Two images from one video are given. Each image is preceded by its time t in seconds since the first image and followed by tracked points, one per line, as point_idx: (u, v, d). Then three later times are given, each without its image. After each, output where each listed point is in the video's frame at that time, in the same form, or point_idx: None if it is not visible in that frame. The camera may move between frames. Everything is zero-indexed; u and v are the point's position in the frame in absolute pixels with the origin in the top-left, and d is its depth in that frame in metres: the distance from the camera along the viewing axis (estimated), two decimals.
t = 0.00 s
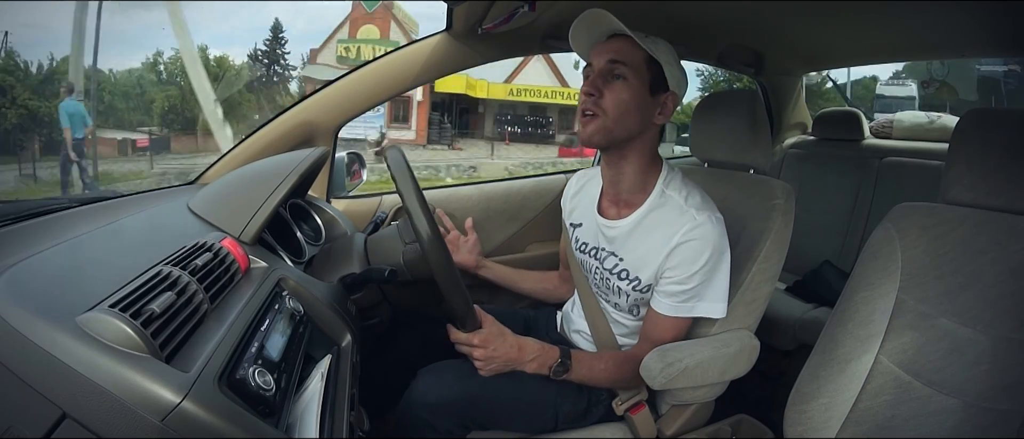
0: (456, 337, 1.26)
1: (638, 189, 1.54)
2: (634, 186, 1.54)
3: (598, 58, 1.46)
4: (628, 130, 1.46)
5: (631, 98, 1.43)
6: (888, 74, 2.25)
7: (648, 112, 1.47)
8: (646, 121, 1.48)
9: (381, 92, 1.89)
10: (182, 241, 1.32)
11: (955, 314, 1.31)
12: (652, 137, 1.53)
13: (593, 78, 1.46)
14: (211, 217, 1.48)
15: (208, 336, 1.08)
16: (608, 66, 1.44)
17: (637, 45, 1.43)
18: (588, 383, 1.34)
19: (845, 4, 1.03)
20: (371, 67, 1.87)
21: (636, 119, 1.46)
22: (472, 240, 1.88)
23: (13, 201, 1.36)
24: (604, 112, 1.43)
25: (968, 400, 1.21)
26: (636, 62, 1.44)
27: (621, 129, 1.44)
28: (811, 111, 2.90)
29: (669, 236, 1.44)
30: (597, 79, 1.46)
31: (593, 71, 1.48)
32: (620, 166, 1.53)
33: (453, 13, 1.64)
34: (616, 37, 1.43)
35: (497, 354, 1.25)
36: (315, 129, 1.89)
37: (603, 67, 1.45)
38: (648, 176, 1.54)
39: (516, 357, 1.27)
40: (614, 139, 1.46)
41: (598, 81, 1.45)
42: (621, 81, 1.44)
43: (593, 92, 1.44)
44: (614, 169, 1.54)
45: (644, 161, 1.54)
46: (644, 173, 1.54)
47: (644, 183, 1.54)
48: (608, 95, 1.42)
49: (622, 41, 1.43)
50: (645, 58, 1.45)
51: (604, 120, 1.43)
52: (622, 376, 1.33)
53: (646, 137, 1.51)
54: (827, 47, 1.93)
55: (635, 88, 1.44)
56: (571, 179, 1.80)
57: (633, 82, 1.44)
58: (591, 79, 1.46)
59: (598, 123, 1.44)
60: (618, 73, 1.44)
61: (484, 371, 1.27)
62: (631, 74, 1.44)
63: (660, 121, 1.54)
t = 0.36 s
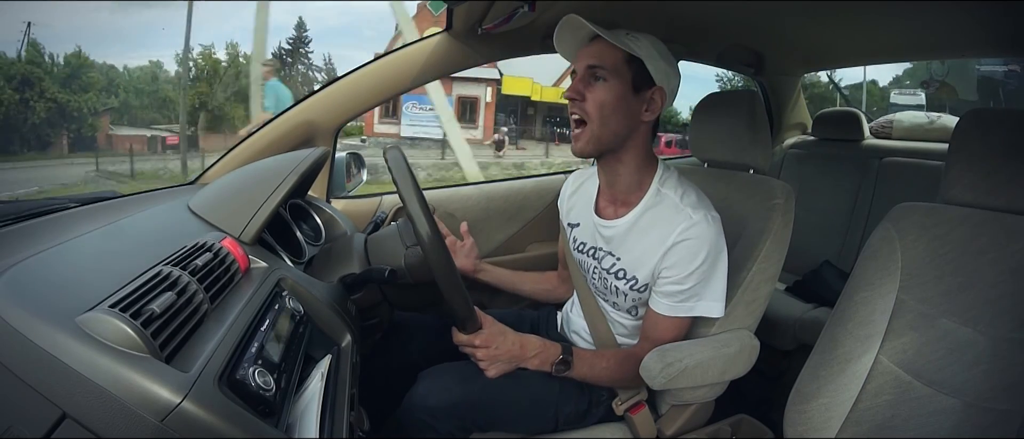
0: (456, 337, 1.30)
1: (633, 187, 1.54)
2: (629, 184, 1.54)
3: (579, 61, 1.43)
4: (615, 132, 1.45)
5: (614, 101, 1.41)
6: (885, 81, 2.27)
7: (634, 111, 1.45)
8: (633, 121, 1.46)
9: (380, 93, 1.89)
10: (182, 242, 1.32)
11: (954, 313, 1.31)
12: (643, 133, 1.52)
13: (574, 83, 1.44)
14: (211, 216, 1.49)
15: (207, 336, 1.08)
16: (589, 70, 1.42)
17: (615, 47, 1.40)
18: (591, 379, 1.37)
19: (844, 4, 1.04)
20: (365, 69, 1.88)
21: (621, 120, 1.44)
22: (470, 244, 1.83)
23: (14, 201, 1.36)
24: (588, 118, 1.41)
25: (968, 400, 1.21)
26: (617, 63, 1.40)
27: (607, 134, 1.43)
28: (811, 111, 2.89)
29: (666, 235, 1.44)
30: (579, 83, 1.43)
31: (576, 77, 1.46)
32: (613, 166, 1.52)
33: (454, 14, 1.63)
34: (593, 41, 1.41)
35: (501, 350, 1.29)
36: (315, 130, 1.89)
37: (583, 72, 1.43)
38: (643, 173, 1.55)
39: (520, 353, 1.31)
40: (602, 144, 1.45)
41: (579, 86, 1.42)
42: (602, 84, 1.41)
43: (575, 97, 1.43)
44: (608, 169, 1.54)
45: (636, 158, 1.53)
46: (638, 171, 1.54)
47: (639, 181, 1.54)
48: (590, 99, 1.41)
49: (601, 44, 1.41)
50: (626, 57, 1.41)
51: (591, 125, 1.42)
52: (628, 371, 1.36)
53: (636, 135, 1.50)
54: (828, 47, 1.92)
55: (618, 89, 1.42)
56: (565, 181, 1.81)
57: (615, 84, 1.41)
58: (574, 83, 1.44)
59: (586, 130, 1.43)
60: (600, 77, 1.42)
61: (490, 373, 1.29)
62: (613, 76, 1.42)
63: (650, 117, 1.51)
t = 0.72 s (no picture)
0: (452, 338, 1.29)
1: (644, 185, 1.54)
2: (640, 182, 1.55)
3: (597, 67, 1.46)
4: (634, 135, 1.48)
5: (632, 106, 1.44)
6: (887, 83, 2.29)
7: (651, 115, 1.48)
8: (650, 124, 1.50)
9: (381, 92, 1.89)
10: (182, 242, 1.32)
11: (954, 313, 1.31)
12: (659, 135, 1.55)
13: (593, 89, 1.47)
14: (210, 216, 1.48)
15: (208, 336, 1.08)
16: (607, 76, 1.45)
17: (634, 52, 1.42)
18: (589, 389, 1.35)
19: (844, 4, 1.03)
20: (370, 65, 1.88)
21: (640, 124, 1.47)
22: (477, 242, 1.86)
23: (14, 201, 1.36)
24: (608, 122, 1.45)
25: (967, 400, 1.21)
26: (635, 68, 1.43)
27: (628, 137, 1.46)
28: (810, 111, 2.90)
29: (672, 229, 1.44)
30: (598, 89, 1.46)
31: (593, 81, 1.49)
32: (626, 165, 1.54)
33: (453, 14, 1.62)
34: (610, 46, 1.43)
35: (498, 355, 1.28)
36: (314, 129, 1.89)
37: (601, 77, 1.45)
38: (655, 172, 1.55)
39: (516, 360, 1.29)
40: (621, 147, 1.49)
41: (599, 92, 1.46)
42: (621, 90, 1.44)
43: (593, 103, 1.46)
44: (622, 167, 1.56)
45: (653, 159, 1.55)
46: (651, 168, 1.54)
47: (649, 178, 1.54)
48: (610, 105, 1.44)
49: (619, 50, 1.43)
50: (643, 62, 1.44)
51: (611, 130, 1.45)
52: (625, 381, 1.32)
53: (652, 137, 1.53)
54: (827, 47, 1.92)
55: (636, 95, 1.45)
56: (576, 181, 1.80)
57: (633, 90, 1.44)
58: (593, 88, 1.47)
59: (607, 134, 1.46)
60: (618, 82, 1.45)
61: (483, 375, 1.29)
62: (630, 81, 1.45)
63: (665, 120, 1.54)
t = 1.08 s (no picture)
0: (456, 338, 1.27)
1: (654, 186, 1.53)
2: (650, 183, 1.53)
3: (633, 67, 1.50)
4: (661, 137, 1.51)
5: (668, 107, 1.49)
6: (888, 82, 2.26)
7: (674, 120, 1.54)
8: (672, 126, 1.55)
9: (381, 91, 1.88)
10: (182, 241, 1.32)
11: (954, 313, 1.31)
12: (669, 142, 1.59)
13: (628, 88, 1.50)
14: (210, 216, 1.48)
15: (208, 336, 1.08)
16: (645, 76, 1.49)
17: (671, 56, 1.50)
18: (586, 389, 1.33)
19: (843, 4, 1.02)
20: (373, 64, 1.87)
21: (668, 127, 1.52)
22: (477, 245, 1.87)
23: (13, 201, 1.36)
24: (649, 120, 1.48)
25: (967, 400, 1.22)
26: (671, 72, 1.50)
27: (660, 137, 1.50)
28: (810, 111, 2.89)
29: (678, 228, 1.44)
30: (635, 87, 1.49)
31: (624, 79, 1.51)
32: (642, 167, 1.54)
33: (453, 13, 1.62)
34: (653, 47, 1.48)
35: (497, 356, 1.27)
36: (314, 129, 1.88)
37: (640, 76, 1.48)
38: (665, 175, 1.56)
39: (513, 362, 1.28)
40: (648, 148, 1.51)
41: (637, 90, 1.49)
42: (659, 90, 1.49)
43: (635, 101, 1.47)
44: (635, 168, 1.55)
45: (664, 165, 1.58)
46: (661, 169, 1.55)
47: (659, 178, 1.54)
48: (651, 105, 1.47)
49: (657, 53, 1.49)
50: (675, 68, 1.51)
51: (650, 128, 1.48)
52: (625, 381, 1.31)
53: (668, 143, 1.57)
54: (827, 47, 1.92)
55: (670, 97, 1.50)
56: (579, 181, 1.80)
57: (670, 92, 1.50)
58: (628, 87, 1.50)
59: (643, 132, 1.49)
60: (654, 83, 1.49)
61: (484, 374, 1.28)
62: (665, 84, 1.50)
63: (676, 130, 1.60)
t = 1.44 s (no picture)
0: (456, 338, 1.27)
1: (657, 191, 1.54)
2: (653, 188, 1.54)
3: (636, 68, 1.48)
4: (662, 139, 1.50)
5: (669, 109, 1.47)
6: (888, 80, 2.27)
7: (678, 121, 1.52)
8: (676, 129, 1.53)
9: (382, 91, 1.88)
10: (182, 241, 1.32)
11: (954, 313, 1.31)
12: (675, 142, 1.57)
13: (630, 89, 1.49)
14: (211, 216, 1.48)
15: (208, 335, 1.08)
16: (647, 77, 1.47)
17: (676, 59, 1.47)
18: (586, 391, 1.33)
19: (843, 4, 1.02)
20: (373, 65, 1.87)
21: (670, 128, 1.51)
22: (478, 242, 1.87)
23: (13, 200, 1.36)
24: (648, 123, 1.46)
25: (967, 400, 1.22)
26: (675, 74, 1.47)
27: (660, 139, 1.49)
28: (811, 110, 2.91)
29: (680, 235, 1.44)
30: (637, 89, 1.48)
31: (628, 81, 1.50)
32: (645, 171, 1.54)
33: (453, 13, 1.62)
34: (656, 50, 1.46)
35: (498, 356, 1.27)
36: (315, 129, 1.89)
37: (641, 78, 1.47)
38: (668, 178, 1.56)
39: (514, 361, 1.28)
40: (649, 150, 1.51)
41: (638, 92, 1.47)
42: (660, 92, 1.47)
43: (635, 103, 1.46)
44: (638, 171, 1.56)
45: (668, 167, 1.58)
46: (664, 173, 1.55)
47: (660, 183, 1.54)
48: (651, 107, 1.46)
49: (662, 54, 1.47)
50: (681, 69, 1.49)
51: (648, 131, 1.47)
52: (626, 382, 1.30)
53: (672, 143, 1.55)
54: (826, 47, 1.93)
55: (673, 99, 1.48)
56: (581, 181, 1.80)
57: (672, 94, 1.48)
58: (630, 89, 1.49)
59: (642, 134, 1.48)
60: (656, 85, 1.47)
61: (484, 374, 1.28)
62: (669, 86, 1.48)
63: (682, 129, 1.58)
